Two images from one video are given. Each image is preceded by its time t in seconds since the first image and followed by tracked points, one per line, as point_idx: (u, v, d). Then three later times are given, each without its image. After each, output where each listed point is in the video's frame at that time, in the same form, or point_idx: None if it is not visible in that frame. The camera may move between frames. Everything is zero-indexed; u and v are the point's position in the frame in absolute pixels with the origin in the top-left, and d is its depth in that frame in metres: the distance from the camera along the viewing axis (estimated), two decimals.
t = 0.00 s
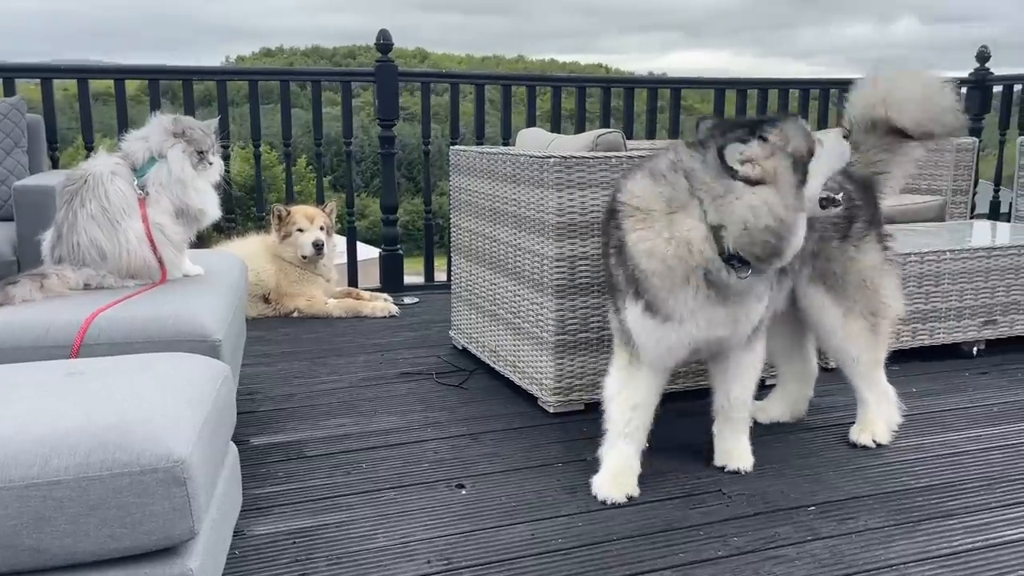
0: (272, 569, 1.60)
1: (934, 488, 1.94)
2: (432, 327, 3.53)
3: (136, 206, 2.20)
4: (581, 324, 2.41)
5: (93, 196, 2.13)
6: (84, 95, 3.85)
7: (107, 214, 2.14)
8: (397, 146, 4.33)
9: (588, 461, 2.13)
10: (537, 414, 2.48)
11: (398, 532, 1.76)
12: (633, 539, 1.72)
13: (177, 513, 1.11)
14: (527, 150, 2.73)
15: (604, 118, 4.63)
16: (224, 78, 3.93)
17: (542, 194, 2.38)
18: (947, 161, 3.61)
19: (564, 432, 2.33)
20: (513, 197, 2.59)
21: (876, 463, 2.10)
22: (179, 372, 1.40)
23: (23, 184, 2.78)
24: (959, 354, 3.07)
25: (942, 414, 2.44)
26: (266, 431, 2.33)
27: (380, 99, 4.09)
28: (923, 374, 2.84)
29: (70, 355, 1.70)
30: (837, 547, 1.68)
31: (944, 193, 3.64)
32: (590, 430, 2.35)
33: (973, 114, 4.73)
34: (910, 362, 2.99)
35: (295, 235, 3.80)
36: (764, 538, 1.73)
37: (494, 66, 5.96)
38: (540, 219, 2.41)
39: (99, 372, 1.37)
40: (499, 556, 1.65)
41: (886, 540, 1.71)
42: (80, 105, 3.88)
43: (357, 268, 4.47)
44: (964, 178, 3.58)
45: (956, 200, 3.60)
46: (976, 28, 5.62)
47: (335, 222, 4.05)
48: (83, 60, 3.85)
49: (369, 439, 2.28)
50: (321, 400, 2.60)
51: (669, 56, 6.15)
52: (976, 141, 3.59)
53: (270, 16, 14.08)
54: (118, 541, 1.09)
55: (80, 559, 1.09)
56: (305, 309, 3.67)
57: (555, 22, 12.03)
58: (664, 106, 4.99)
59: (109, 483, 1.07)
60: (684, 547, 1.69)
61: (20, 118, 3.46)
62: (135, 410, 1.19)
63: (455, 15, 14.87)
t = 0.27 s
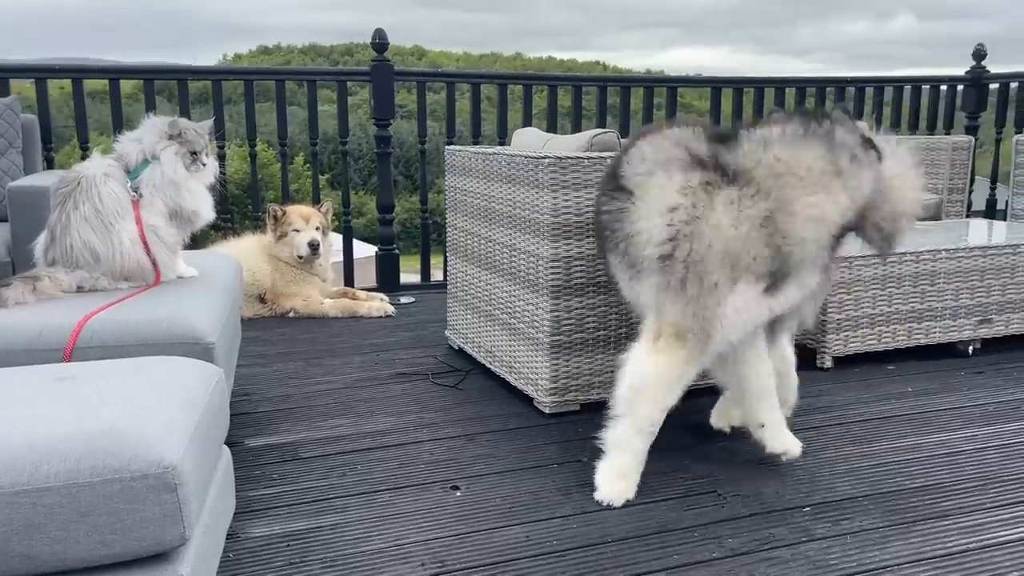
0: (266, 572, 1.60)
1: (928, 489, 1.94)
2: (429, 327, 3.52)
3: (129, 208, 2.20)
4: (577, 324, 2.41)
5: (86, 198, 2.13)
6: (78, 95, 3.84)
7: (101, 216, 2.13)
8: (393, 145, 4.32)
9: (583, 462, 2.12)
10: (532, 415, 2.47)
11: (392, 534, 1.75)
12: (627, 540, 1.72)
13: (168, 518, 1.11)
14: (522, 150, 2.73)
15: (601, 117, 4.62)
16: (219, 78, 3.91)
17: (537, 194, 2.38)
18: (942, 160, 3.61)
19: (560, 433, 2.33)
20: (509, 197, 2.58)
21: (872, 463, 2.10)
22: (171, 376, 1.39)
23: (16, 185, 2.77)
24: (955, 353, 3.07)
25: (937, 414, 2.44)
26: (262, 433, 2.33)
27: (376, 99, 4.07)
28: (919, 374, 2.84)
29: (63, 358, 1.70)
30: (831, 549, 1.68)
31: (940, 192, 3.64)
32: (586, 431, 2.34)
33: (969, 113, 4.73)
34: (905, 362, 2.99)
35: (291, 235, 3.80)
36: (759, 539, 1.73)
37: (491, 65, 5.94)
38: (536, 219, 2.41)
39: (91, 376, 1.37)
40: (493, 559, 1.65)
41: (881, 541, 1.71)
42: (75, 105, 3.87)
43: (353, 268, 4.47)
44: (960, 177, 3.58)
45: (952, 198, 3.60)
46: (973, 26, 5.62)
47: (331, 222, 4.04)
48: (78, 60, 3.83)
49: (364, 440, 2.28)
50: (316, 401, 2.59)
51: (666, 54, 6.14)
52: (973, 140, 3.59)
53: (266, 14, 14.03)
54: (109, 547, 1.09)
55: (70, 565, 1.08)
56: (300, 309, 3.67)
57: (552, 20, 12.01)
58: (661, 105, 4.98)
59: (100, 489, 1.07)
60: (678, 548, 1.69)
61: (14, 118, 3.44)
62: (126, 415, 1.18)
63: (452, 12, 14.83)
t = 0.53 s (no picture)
0: (263, 570, 1.60)
1: (925, 486, 1.95)
2: (426, 325, 3.52)
3: (125, 206, 2.19)
4: (573, 322, 2.41)
5: (81, 197, 2.12)
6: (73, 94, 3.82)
7: (96, 215, 2.13)
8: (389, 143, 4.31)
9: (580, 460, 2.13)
10: (530, 413, 2.47)
11: (390, 532, 1.75)
12: (624, 538, 1.72)
13: (164, 518, 1.11)
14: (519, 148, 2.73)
15: (597, 115, 4.61)
16: (215, 76, 3.90)
17: (534, 192, 2.37)
18: (938, 157, 3.62)
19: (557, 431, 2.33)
20: (506, 196, 2.58)
21: (868, 460, 2.10)
22: (166, 375, 1.39)
23: (11, 184, 2.76)
24: (952, 349, 3.07)
25: (933, 410, 2.44)
26: (259, 431, 2.33)
27: (372, 97, 4.07)
28: (915, 370, 2.85)
29: (58, 358, 1.69)
30: (828, 546, 1.68)
31: (936, 188, 3.64)
32: (583, 429, 2.35)
33: (965, 109, 4.74)
34: (902, 358, 3.00)
35: (287, 234, 3.79)
36: (756, 537, 1.73)
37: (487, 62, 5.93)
38: (533, 218, 2.40)
39: (86, 376, 1.36)
40: (490, 557, 1.65)
41: (878, 538, 1.71)
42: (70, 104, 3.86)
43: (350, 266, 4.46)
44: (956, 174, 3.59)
45: (948, 195, 3.60)
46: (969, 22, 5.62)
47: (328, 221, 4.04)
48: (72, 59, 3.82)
49: (362, 438, 2.28)
50: (314, 399, 2.59)
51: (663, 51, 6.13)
52: (969, 136, 3.59)
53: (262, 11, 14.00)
54: (105, 547, 1.09)
55: (65, 565, 1.08)
56: (297, 307, 3.66)
57: (548, 17, 11.99)
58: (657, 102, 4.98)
59: (95, 489, 1.07)
60: (675, 546, 1.69)
61: (9, 117, 3.43)
62: (121, 415, 1.18)
63: (448, 9, 14.80)
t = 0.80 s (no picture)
0: (257, 569, 1.60)
1: (918, 481, 1.95)
2: (421, 323, 3.52)
3: (118, 205, 2.19)
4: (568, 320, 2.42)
5: (74, 195, 2.12)
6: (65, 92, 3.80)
7: (89, 214, 2.12)
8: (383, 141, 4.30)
9: (575, 457, 2.13)
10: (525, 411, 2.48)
11: (384, 530, 1.75)
12: (619, 535, 1.73)
13: (157, 516, 1.11)
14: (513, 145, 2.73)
15: (591, 112, 4.61)
16: (208, 74, 3.89)
17: (528, 191, 2.38)
18: (932, 153, 3.63)
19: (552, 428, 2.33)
20: (500, 193, 2.58)
21: (863, 456, 2.11)
22: (159, 373, 1.39)
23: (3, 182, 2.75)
24: (945, 345, 3.08)
25: (927, 406, 2.45)
26: (253, 430, 2.32)
27: (365, 95, 4.05)
28: (908, 367, 2.86)
29: (51, 357, 1.69)
30: (822, 541, 1.69)
31: (929, 185, 3.66)
32: (577, 426, 2.35)
33: (959, 106, 4.75)
34: (895, 354, 3.01)
35: (281, 232, 3.78)
36: (750, 533, 1.73)
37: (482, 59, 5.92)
38: (527, 216, 2.40)
39: (79, 374, 1.36)
40: (485, 554, 1.65)
41: (872, 533, 1.72)
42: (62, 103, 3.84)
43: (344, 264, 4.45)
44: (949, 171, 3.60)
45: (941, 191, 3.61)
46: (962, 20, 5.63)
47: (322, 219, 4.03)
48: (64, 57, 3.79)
49: (357, 437, 2.27)
50: (308, 398, 2.59)
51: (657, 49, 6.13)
52: (962, 133, 3.60)
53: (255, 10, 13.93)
54: (98, 546, 1.08)
55: (58, 564, 1.08)
56: (292, 306, 3.66)
57: (542, 16, 11.98)
58: (651, 100, 4.98)
59: (88, 488, 1.06)
60: (670, 542, 1.69)
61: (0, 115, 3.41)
62: (113, 413, 1.18)
63: (442, 7, 14.76)
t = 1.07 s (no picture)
0: (247, 571, 1.59)
1: (908, 479, 1.96)
2: (411, 323, 3.51)
3: (106, 205, 2.17)
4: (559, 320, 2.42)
5: (61, 195, 2.10)
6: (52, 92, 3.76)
7: (77, 214, 2.11)
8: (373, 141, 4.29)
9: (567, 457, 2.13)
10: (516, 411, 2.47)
11: (375, 531, 1.75)
12: (610, 534, 1.73)
13: (146, 519, 1.10)
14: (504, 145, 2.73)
15: (581, 112, 4.61)
16: (196, 73, 3.86)
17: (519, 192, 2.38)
18: (920, 152, 3.65)
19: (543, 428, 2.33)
20: (490, 193, 2.58)
21: (852, 454, 2.12)
22: (148, 375, 1.38)
23: None
24: (933, 343, 3.10)
25: (915, 404, 2.47)
26: (243, 431, 2.31)
27: (355, 94, 4.04)
28: (897, 365, 2.87)
29: (38, 358, 1.67)
30: (812, 540, 1.70)
31: (917, 183, 3.68)
32: (568, 425, 2.35)
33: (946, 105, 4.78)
34: (884, 352, 3.02)
35: (271, 232, 3.76)
36: (741, 531, 1.74)
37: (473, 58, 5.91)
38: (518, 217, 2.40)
39: (66, 376, 1.35)
40: (476, 554, 1.65)
41: (861, 531, 1.73)
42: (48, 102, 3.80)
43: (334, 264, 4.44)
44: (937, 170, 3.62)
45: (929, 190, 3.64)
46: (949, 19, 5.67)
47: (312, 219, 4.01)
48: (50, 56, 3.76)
49: (347, 437, 2.27)
50: (298, 398, 2.58)
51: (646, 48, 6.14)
52: (949, 132, 3.62)
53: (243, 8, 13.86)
54: (86, 549, 1.08)
55: (46, 568, 1.07)
56: (281, 306, 3.64)
57: (532, 15, 11.97)
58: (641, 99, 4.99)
59: (75, 491, 1.06)
60: (661, 542, 1.69)
61: None
62: (101, 415, 1.17)
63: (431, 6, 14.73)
